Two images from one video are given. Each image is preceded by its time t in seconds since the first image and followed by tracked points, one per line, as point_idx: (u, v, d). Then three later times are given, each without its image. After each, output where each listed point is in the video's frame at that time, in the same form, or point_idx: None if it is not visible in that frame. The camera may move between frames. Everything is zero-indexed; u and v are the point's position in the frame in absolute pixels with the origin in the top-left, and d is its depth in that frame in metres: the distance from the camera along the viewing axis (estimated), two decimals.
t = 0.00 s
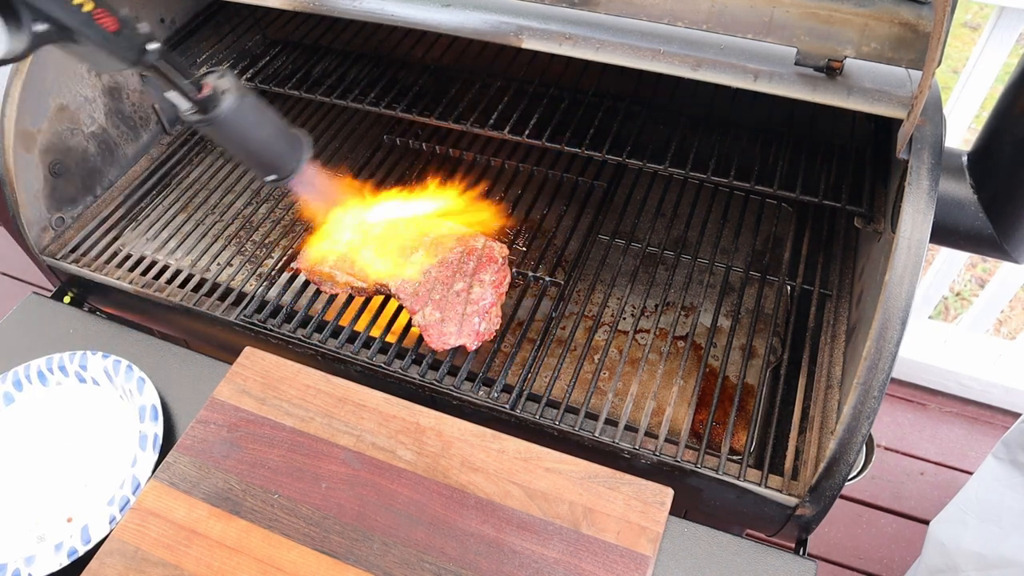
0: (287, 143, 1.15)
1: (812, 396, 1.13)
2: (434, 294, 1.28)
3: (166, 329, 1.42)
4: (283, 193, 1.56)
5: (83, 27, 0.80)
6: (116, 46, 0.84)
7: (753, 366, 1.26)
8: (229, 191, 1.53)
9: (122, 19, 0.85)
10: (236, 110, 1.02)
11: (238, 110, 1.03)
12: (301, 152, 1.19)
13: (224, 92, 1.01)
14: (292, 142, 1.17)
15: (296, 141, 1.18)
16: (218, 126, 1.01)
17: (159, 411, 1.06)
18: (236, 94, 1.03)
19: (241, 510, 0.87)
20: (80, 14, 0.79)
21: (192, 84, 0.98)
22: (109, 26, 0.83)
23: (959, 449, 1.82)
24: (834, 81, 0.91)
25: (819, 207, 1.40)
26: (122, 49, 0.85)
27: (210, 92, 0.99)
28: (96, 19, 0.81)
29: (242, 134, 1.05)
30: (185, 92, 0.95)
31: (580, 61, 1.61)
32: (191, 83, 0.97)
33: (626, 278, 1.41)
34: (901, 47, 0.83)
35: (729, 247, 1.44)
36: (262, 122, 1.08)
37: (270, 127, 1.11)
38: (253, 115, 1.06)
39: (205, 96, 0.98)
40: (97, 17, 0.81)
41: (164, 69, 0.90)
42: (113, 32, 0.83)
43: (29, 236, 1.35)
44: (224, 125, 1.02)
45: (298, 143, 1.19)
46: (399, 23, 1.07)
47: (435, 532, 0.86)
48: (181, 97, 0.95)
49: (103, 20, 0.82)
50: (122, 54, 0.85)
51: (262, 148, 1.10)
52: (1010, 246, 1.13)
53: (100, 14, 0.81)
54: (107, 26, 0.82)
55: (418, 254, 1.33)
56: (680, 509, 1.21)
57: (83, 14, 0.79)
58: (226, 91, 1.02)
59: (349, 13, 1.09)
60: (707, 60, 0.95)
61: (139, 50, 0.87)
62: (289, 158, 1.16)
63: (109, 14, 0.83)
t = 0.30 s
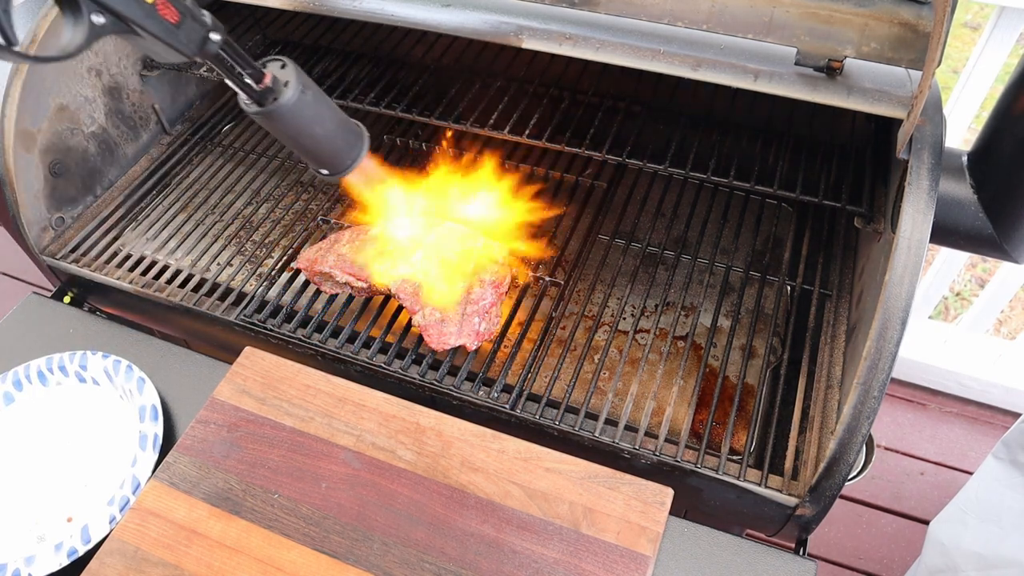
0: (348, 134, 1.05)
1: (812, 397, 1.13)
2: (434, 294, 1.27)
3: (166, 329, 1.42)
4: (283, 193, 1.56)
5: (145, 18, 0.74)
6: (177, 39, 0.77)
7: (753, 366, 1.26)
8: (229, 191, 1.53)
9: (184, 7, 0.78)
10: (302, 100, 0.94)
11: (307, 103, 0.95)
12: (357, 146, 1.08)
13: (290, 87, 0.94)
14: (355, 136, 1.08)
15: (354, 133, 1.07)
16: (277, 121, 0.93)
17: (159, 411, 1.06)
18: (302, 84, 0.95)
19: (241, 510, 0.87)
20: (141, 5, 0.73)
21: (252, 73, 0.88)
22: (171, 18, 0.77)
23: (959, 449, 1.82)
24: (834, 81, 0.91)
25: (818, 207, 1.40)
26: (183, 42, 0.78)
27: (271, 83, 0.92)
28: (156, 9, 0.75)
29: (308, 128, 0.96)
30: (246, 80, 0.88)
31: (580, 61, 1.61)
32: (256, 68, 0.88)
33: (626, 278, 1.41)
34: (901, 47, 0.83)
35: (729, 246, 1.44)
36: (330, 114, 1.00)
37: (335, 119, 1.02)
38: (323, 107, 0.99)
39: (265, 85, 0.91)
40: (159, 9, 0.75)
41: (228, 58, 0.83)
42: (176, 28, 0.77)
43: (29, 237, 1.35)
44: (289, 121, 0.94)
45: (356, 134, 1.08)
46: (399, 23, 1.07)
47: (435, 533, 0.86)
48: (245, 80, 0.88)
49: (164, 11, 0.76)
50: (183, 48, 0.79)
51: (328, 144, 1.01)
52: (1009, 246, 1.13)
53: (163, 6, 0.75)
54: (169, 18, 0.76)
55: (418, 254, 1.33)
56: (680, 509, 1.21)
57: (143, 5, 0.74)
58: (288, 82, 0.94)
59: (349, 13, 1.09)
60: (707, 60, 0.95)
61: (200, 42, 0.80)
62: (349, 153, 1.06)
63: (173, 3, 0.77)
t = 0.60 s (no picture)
0: (385, 155, 1.06)
1: (812, 397, 1.13)
2: (434, 294, 1.28)
3: (166, 329, 1.42)
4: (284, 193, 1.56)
5: (190, 45, 0.76)
6: (220, 65, 0.80)
7: (753, 366, 1.26)
8: (229, 191, 1.53)
9: (228, 33, 0.80)
10: (342, 122, 0.94)
11: (348, 126, 0.95)
12: (395, 166, 1.09)
13: (332, 109, 0.94)
14: (392, 157, 1.08)
15: (391, 153, 1.08)
16: (318, 141, 0.94)
17: (159, 411, 1.06)
18: (344, 105, 0.95)
19: (241, 510, 0.87)
20: (186, 32, 0.75)
21: (296, 94, 0.90)
22: (214, 44, 0.79)
23: (958, 449, 1.82)
24: (834, 81, 0.91)
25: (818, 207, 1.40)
26: (226, 68, 0.81)
27: (313, 105, 0.92)
28: (201, 36, 0.77)
29: (347, 149, 0.97)
30: (288, 100, 0.89)
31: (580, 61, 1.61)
32: (297, 88, 0.89)
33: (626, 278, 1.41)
34: (901, 47, 0.83)
35: (729, 246, 1.44)
36: (370, 135, 1.00)
37: (376, 141, 1.02)
38: (364, 129, 0.99)
39: (306, 105, 0.91)
40: (203, 35, 0.77)
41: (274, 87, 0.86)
42: (218, 53, 0.79)
43: (29, 236, 1.35)
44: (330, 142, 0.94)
45: (393, 153, 1.08)
46: (400, 23, 1.07)
47: (435, 533, 0.86)
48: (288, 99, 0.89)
49: (208, 37, 0.78)
50: (227, 73, 0.81)
51: (366, 164, 1.02)
52: (1009, 246, 1.13)
53: (207, 32, 0.78)
54: (212, 43, 0.78)
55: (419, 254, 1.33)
56: (680, 509, 1.21)
57: (188, 33, 0.75)
58: (330, 104, 0.94)
59: (349, 13, 1.09)
60: (707, 60, 0.95)
61: (243, 67, 0.82)
62: (384, 172, 1.07)
63: (217, 29, 0.79)
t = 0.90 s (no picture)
0: (415, 180, 1.05)
1: (812, 397, 1.13)
2: (434, 294, 1.28)
3: (166, 329, 1.42)
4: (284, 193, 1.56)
5: (217, 84, 0.71)
6: (247, 103, 0.75)
7: (753, 366, 1.26)
8: (229, 191, 1.53)
9: (257, 68, 0.75)
10: (373, 150, 0.92)
11: (378, 154, 0.94)
12: (422, 189, 1.07)
13: (363, 135, 0.92)
14: (421, 180, 1.07)
15: (420, 176, 1.07)
16: (346, 169, 0.92)
17: (160, 411, 1.06)
18: (376, 133, 0.93)
19: (241, 510, 0.87)
20: (212, 72, 0.70)
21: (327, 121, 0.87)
22: (240, 81, 0.74)
23: (959, 450, 1.82)
24: (834, 81, 0.91)
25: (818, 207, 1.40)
26: (253, 105, 0.76)
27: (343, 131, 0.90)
28: (226, 75, 0.72)
29: (376, 177, 0.96)
30: (319, 126, 0.86)
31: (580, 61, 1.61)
32: (328, 114, 0.86)
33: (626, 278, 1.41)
34: (901, 47, 0.83)
35: (729, 246, 1.44)
36: (400, 161, 0.99)
37: (406, 165, 1.01)
38: (395, 156, 0.97)
39: (337, 132, 0.89)
40: (228, 73, 0.72)
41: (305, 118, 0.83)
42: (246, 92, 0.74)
43: (29, 236, 1.35)
44: (359, 170, 0.93)
45: (422, 174, 1.07)
46: (400, 23, 1.07)
47: (435, 533, 0.86)
48: (318, 126, 0.86)
49: (234, 74, 0.73)
50: (253, 110, 0.76)
51: (395, 189, 1.01)
52: (1009, 246, 1.13)
53: (234, 68, 0.72)
54: (239, 80, 0.73)
55: (419, 253, 1.33)
56: (680, 509, 1.21)
57: (214, 73, 0.70)
58: (362, 130, 0.92)
59: (349, 13, 1.09)
60: (707, 60, 0.95)
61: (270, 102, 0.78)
62: (411, 195, 1.06)
63: (244, 64, 0.74)
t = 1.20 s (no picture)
0: (390, 229, 0.94)
1: (812, 397, 1.13)
2: (435, 294, 1.28)
3: (166, 329, 1.42)
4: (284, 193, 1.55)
5: (172, 164, 0.66)
6: (209, 179, 0.69)
7: (753, 366, 1.26)
8: (229, 191, 1.53)
9: (221, 143, 0.69)
10: (345, 207, 0.82)
11: (351, 208, 0.83)
12: (398, 230, 0.98)
13: (335, 190, 0.81)
14: (398, 221, 0.97)
15: (398, 216, 0.97)
16: (318, 227, 0.82)
17: (159, 411, 1.06)
18: (350, 187, 0.82)
19: (241, 510, 0.87)
20: (166, 156, 0.65)
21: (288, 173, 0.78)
22: (201, 159, 0.68)
23: (959, 449, 1.82)
24: (834, 81, 0.91)
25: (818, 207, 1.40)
26: (216, 180, 0.70)
27: (311, 184, 0.80)
28: (185, 154, 0.66)
29: (349, 231, 0.85)
30: (280, 182, 0.77)
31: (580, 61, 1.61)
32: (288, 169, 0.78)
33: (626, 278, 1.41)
34: (901, 47, 0.83)
35: (729, 246, 1.43)
36: (376, 210, 0.89)
37: (383, 215, 0.91)
38: (370, 207, 0.87)
39: (305, 187, 0.80)
40: (187, 151, 0.66)
41: (266, 177, 0.76)
42: (207, 166, 0.68)
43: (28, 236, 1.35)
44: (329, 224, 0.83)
45: (399, 221, 0.97)
46: (400, 23, 1.07)
47: (435, 532, 0.86)
48: (280, 182, 0.77)
49: (193, 153, 0.67)
50: (217, 184, 0.71)
51: (371, 238, 0.91)
52: (1009, 246, 1.13)
53: (192, 145, 0.67)
54: (200, 158, 0.68)
55: (419, 253, 1.33)
56: (680, 509, 1.21)
57: (170, 156, 0.65)
58: (333, 184, 0.81)
59: (349, 13, 1.08)
60: (707, 60, 0.95)
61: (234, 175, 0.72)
62: (387, 238, 0.95)
63: (207, 140, 0.68)
